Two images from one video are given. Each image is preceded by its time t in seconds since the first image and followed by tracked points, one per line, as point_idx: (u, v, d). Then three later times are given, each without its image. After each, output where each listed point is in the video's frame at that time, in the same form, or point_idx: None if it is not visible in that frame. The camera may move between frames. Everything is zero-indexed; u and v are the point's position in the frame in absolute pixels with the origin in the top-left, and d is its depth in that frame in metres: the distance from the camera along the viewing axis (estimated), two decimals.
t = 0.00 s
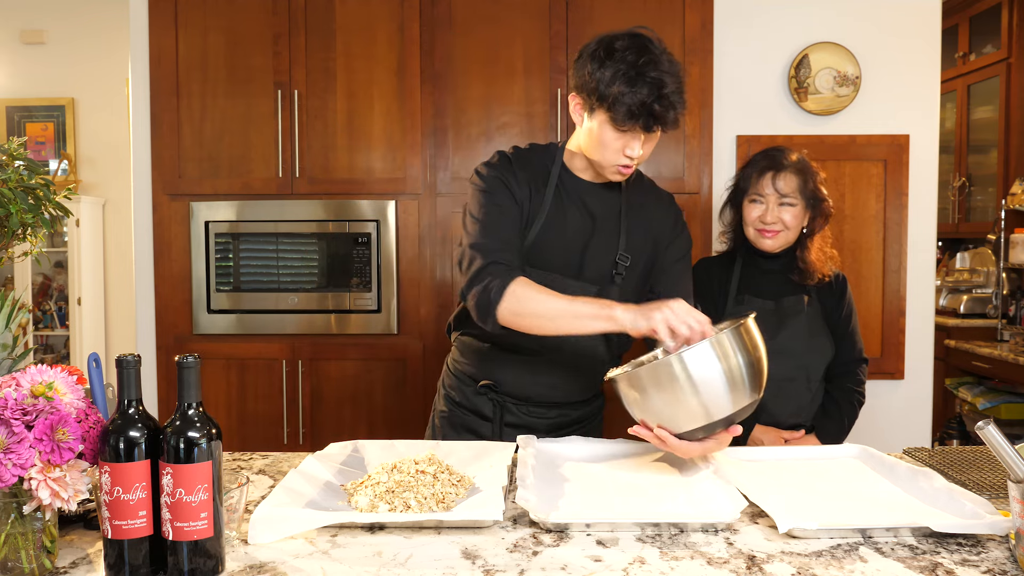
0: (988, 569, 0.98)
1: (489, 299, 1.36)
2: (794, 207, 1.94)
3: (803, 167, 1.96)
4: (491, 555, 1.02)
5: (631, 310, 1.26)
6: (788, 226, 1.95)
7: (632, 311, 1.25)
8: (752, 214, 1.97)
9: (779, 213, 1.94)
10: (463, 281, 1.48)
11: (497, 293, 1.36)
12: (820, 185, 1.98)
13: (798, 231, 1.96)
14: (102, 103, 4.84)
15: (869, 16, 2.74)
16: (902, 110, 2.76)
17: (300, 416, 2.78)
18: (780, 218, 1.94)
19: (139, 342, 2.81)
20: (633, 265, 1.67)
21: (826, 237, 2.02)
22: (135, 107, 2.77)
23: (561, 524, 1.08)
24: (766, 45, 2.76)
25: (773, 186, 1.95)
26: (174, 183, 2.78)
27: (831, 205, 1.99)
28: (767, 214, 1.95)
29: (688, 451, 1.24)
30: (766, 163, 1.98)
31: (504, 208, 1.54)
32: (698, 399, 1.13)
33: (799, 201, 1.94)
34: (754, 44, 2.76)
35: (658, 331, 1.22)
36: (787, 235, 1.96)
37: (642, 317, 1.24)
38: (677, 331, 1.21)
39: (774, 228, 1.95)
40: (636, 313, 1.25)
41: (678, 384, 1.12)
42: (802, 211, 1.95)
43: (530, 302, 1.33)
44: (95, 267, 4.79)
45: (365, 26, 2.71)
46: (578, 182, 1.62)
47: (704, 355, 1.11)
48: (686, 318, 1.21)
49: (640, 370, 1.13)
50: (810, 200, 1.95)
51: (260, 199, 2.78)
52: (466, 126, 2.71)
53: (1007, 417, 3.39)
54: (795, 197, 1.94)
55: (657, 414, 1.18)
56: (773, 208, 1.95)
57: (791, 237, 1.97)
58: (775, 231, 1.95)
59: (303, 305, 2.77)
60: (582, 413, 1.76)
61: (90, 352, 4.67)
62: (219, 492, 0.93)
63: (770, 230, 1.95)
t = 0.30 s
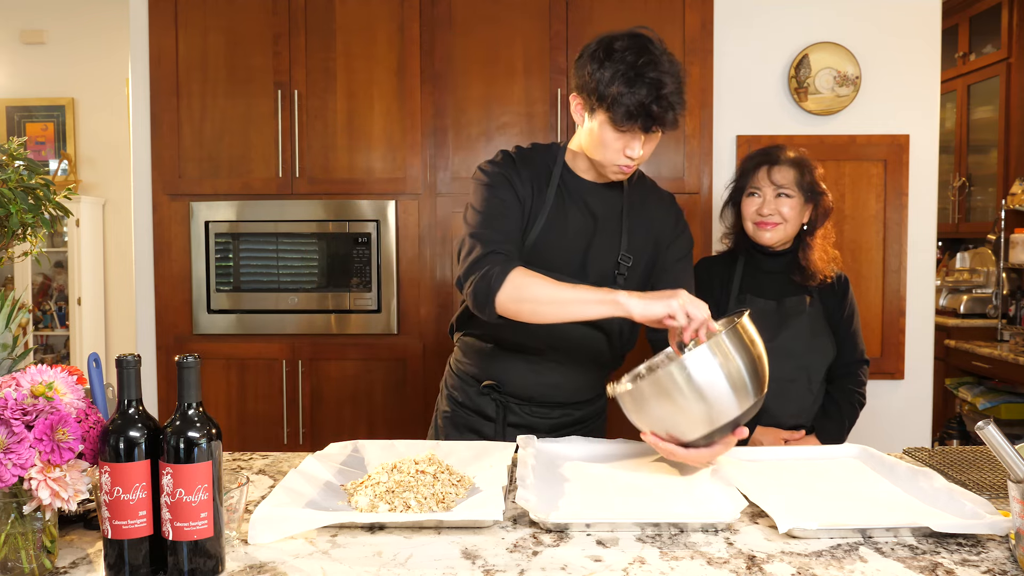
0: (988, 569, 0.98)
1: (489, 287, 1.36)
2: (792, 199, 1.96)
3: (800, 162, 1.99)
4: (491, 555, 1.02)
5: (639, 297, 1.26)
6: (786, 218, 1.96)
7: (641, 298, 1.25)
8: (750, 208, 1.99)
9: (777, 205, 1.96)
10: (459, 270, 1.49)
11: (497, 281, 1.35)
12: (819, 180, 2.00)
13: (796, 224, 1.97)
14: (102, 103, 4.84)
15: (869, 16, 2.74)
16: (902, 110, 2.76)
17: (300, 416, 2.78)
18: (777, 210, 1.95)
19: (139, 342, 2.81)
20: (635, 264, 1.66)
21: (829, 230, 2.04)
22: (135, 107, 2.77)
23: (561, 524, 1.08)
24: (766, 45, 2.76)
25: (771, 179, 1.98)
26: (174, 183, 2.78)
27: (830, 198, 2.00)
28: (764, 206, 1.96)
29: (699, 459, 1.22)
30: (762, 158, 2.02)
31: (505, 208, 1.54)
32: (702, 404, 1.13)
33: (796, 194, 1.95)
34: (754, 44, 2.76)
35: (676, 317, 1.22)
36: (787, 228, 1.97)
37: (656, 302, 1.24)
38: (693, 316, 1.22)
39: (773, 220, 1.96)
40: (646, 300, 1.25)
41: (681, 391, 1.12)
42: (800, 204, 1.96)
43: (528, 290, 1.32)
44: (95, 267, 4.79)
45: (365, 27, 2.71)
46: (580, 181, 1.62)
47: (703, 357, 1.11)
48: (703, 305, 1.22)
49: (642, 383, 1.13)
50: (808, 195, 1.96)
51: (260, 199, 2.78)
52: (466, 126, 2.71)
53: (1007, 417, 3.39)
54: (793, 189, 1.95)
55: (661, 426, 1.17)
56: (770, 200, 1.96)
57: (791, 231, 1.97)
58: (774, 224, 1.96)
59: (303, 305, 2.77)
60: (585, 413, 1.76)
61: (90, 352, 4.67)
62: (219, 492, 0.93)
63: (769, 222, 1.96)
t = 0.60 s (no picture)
0: (988, 569, 0.98)
1: (499, 287, 1.34)
2: (797, 194, 1.96)
3: (803, 157, 1.98)
4: (491, 555, 1.02)
5: (646, 324, 1.27)
6: (792, 214, 1.96)
7: (648, 325, 1.27)
8: (755, 203, 1.98)
9: (782, 200, 1.96)
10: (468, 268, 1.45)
11: (508, 282, 1.33)
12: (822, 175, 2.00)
13: (801, 219, 1.97)
14: (102, 103, 4.84)
15: (869, 16, 2.74)
16: (902, 110, 2.76)
17: (300, 416, 2.78)
18: (783, 205, 1.95)
19: (139, 342, 2.81)
20: (635, 267, 1.66)
21: (831, 226, 2.03)
22: (135, 107, 2.77)
23: (561, 524, 1.08)
24: (766, 45, 2.76)
25: (775, 174, 1.97)
26: (174, 183, 2.78)
27: (833, 193, 1.99)
28: (770, 202, 1.96)
29: (705, 470, 1.26)
30: (766, 154, 2.00)
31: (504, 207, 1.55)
32: (710, 418, 1.12)
33: (801, 188, 1.95)
34: (754, 44, 2.76)
35: (682, 345, 1.26)
36: (793, 223, 1.97)
37: (662, 332, 1.26)
38: (699, 344, 1.26)
39: (778, 215, 1.96)
40: (653, 328, 1.27)
41: (687, 406, 1.11)
42: (805, 199, 1.96)
43: (537, 295, 1.32)
44: (95, 267, 4.79)
45: (364, 26, 2.71)
46: (580, 183, 1.62)
47: (710, 372, 1.10)
48: (708, 335, 1.27)
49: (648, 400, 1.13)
50: (812, 188, 1.97)
51: (260, 199, 2.78)
52: (466, 126, 2.71)
53: (1007, 417, 3.39)
54: (797, 183, 1.95)
55: (669, 439, 1.18)
56: (776, 195, 1.96)
57: (796, 226, 1.97)
58: (779, 219, 1.96)
59: (303, 305, 2.77)
60: (585, 414, 1.76)
61: (90, 352, 4.67)
62: (219, 492, 0.93)
63: (774, 217, 1.96)
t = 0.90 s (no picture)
0: (989, 569, 0.98)
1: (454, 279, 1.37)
2: (806, 190, 1.96)
3: (808, 154, 1.99)
4: (491, 555, 1.02)
5: (599, 307, 1.24)
6: (801, 210, 1.96)
7: (599, 308, 1.24)
8: (763, 201, 1.99)
9: (791, 197, 1.96)
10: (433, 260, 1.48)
11: (463, 276, 1.36)
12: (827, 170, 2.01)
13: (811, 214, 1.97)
14: (102, 103, 4.84)
15: (869, 16, 2.74)
16: (902, 110, 2.76)
17: (300, 416, 2.78)
18: (792, 202, 1.96)
19: (139, 342, 2.81)
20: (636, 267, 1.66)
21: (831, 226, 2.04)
22: (135, 107, 2.78)
23: (561, 524, 1.08)
24: (766, 45, 2.76)
25: (783, 172, 1.98)
26: (174, 183, 2.78)
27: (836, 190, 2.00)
28: (779, 198, 1.97)
29: (724, 470, 1.23)
30: (770, 152, 2.01)
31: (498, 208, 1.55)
32: (738, 419, 1.10)
33: (809, 184, 1.96)
34: (754, 44, 2.76)
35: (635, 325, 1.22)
36: (801, 220, 1.97)
37: (614, 312, 1.23)
38: (654, 323, 1.21)
39: (788, 212, 1.96)
40: (605, 309, 1.23)
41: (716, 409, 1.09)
42: (813, 196, 1.97)
43: (495, 288, 1.33)
44: (95, 267, 4.79)
45: (364, 26, 2.71)
46: (581, 183, 1.62)
47: (741, 374, 1.08)
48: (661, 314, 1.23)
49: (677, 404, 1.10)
50: (819, 184, 1.97)
51: (260, 199, 2.78)
52: (466, 126, 2.71)
53: (1008, 417, 3.39)
54: (806, 179, 1.96)
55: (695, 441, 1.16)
56: (785, 191, 1.97)
57: (804, 223, 1.97)
58: (788, 216, 1.97)
59: (303, 305, 2.77)
60: (585, 414, 1.77)
61: (90, 352, 4.67)
62: (219, 492, 0.93)
63: (783, 214, 1.97)
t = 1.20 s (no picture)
0: (988, 569, 0.98)
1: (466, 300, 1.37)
2: (809, 202, 1.94)
3: (815, 159, 1.95)
4: (491, 555, 1.02)
5: (604, 315, 1.22)
6: (802, 221, 1.95)
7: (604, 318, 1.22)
8: (766, 210, 1.97)
9: (794, 209, 1.94)
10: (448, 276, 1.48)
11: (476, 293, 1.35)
12: (833, 176, 1.97)
13: (813, 225, 1.96)
14: (102, 103, 4.84)
15: (869, 16, 2.74)
16: (902, 110, 2.76)
17: (300, 416, 2.78)
18: (794, 213, 1.94)
19: (139, 342, 2.81)
20: (633, 265, 1.66)
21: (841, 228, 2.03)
22: (135, 107, 2.78)
23: (561, 524, 1.08)
24: (766, 45, 2.76)
25: (787, 180, 1.94)
26: (174, 183, 2.78)
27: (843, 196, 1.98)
28: (781, 210, 1.95)
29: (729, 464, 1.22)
30: (778, 156, 1.97)
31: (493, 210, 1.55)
32: (730, 410, 1.10)
33: (813, 195, 1.93)
34: (754, 44, 2.76)
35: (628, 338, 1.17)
36: (802, 230, 1.96)
37: (613, 323, 1.20)
38: (645, 337, 1.16)
39: (789, 223, 1.95)
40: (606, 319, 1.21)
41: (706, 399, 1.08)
42: (817, 206, 1.95)
43: (507, 303, 1.32)
44: (95, 267, 4.79)
45: (364, 26, 2.71)
46: (575, 182, 1.62)
47: (725, 360, 1.07)
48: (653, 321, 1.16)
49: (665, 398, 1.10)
50: (824, 192, 1.95)
51: (260, 199, 2.78)
52: (466, 126, 2.71)
53: (1008, 417, 3.39)
54: (810, 190, 1.93)
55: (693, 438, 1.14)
56: (787, 203, 1.94)
57: (807, 232, 1.96)
58: (790, 227, 1.96)
59: (303, 305, 2.77)
60: (585, 414, 1.77)
61: (90, 352, 4.67)
62: (219, 492, 0.93)
63: (784, 226, 1.96)
